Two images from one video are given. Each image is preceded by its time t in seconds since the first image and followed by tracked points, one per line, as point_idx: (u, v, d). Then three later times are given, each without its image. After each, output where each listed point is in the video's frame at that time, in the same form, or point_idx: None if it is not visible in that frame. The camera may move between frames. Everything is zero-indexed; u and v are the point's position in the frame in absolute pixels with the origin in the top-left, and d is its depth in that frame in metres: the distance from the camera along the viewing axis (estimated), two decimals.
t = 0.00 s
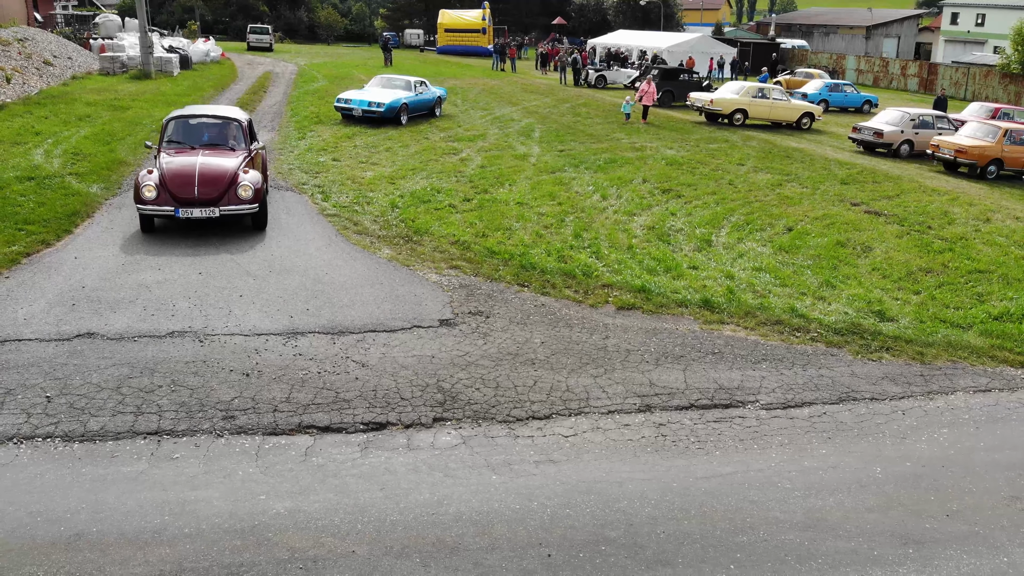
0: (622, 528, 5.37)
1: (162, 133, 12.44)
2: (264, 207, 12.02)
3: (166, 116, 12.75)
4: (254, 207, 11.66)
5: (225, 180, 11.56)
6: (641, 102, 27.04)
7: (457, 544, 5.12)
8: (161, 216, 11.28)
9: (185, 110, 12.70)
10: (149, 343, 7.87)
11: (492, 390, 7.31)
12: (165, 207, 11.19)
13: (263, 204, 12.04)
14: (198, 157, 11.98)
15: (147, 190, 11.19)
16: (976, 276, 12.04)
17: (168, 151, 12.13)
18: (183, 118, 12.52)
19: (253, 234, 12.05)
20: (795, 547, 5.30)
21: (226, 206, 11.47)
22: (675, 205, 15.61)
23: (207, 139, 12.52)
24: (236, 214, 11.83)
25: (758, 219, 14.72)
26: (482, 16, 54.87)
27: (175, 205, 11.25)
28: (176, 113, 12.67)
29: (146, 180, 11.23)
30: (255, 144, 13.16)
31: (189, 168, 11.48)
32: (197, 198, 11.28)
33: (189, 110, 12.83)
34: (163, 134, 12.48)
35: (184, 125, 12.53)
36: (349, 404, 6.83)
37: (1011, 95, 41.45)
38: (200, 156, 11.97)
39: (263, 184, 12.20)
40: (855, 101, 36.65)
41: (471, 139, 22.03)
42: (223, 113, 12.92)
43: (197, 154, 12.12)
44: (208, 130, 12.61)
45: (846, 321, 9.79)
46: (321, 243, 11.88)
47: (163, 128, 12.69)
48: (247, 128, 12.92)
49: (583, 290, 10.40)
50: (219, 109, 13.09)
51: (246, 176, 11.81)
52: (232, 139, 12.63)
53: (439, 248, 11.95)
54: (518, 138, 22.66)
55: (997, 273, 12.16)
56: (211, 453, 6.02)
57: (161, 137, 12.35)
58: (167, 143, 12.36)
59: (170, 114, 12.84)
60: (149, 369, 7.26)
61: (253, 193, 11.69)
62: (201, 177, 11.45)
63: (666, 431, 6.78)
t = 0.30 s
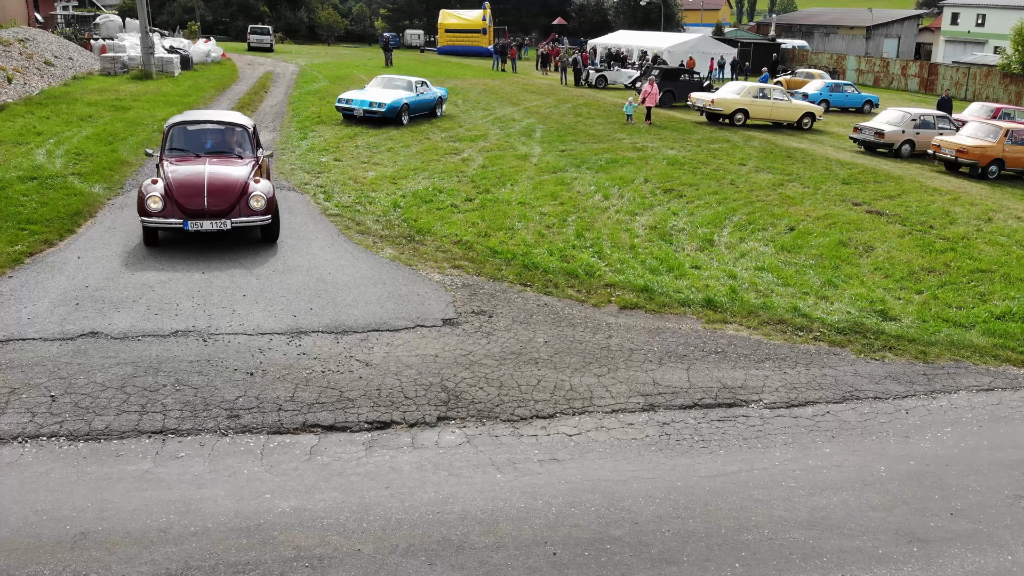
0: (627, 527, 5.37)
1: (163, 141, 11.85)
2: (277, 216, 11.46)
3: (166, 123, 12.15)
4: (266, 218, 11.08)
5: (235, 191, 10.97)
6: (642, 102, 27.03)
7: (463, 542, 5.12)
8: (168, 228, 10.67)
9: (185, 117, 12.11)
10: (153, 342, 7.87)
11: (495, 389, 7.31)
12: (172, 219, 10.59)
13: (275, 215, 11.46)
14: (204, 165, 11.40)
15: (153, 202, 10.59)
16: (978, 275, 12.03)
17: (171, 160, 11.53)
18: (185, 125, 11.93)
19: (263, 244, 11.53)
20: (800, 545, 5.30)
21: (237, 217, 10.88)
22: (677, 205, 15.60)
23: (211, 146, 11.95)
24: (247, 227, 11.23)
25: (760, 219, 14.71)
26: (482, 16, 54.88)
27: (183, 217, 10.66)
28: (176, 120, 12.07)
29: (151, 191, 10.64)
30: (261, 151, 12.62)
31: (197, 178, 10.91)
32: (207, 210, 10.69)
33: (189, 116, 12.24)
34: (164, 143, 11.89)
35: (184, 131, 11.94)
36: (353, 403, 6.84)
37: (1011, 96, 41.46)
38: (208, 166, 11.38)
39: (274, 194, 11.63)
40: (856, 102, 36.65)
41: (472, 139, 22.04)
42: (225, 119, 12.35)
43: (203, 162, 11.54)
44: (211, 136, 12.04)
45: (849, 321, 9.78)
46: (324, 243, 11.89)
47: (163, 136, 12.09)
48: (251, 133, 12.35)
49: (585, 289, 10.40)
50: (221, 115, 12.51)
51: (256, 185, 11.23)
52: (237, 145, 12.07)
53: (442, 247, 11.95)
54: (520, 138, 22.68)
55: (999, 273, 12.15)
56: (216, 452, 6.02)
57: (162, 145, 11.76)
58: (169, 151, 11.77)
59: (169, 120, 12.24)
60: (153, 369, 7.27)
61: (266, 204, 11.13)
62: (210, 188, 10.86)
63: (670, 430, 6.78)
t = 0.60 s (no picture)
0: (628, 526, 5.38)
1: (165, 148, 11.14)
2: (292, 229, 10.83)
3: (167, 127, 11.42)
4: (281, 231, 10.45)
5: (248, 202, 10.33)
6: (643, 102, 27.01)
7: (465, 542, 5.13)
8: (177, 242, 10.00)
9: (188, 122, 11.39)
10: (155, 342, 7.87)
11: (497, 389, 7.31)
12: (182, 232, 9.94)
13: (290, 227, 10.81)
14: (213, 174, 10.74)
15: (160, 214, 9.91)
16: (979, 275, 12.04)
17: (176, 168, 10.83)
18: (188, 132, 11.22)
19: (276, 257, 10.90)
20: (801, 545, 5.30)
21: (251, 230, 10.25)
22: (677, 205, 15.60)
23: (217, 153, 11.27)
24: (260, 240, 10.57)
25: (761, 219, 14.71)
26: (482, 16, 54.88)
27: (193, 230, 9.99)
28: (179, 125, 11.36)
29: (158, 202, 9.96)
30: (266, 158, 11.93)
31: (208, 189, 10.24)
32: (219, 222, 10.05)
33: (192, 121, 11.52)
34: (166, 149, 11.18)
35: (188, 138, 11.19)
36: (355, 403, 6.84)
37: (1011, 95, 41.44)
38: (217, 175, 10.71)
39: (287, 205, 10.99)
40: (856, 102, 36.66)
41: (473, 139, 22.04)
42: (231, 123, 11.65)
43: (211, 170, 10.87)
44: (217, 142, 11.33)
45: (849, 321, 9.79)
46: (325, 243, 11.88)
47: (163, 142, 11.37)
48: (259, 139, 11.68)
49: (586, 289, 10.41)
50: (226, 119, 11.81)
51: (270, 196, 10.59)
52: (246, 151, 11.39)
53: (442, 247, 11.95)
54: (520, 137, 22.67)
55: (999, 273, 12.16)
56: (217, 452, 6.02)
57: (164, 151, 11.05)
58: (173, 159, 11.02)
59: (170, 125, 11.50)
60: (155, 369, 7.27)
61: (281, 215, 10.48)
62: (221, 198, 10.21)
63: (671, 429, 6.79)
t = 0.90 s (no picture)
0: (631, 527, 5.37)
1: (172, 157, 10.56)
2: (311, 242, 10.29)
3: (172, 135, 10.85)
4: (302, 244, 9.90)
5: (267, 214, 9.78)
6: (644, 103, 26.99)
7: (467, 542, 5.12)
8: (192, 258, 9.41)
9: (195, 129, 10.81)
10: (155, 342, 7.86)
11: (498, 389, 7.30)
12: (198, 248, 9.35)
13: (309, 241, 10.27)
14: (226, 185, 10.18)
15: (173, 227, 9.31)
16: (980, 275, 12.02)
17: (185, 179, 10.26)
18: (195, 139, 10.63)
19: (293, 272, 10.30)
20: (803, 545, 5.29)
21: (271, 244, 9.71)
22: (678, 205, 15.58)
23: (226, 162, 10.68)
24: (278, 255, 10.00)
25: (761, 219, 14.70)
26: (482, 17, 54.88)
27: (209, 244, 9.42)
28: (186, 133, 10.78)
29: (171, 215, 9.36)
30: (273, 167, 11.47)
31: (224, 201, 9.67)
32: (237, 236, 9.49)
33: (199, 128, 10.94)
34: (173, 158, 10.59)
35: (196, 146, 10.60)
36: (356, 404, 6.83)
37: (1011, 96, 41.41)
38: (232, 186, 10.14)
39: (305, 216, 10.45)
40: (856, 102, 36.67)
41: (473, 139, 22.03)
42: (240, 131, 11.09)
43: (223, 181, 10.32)
44: (226, 150, 10.76)
45: (851, 321, 9.78)
46: (325, 243, 11.87)
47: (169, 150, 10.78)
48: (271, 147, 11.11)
49: (587, 290, 10.39)
50: (234, 126, 11.23)
51: (289, 208, 10.06)
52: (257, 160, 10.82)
53: (443, 248, 11.94)
54: (520, 138, 22.67)
55: (1001, 273, 12.14)
56: (218, 452, 6.01)
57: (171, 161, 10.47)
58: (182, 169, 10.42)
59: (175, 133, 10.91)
60: (156, 369, 7.26)
61: (301, 228, 9.94)
62: (237, 210, 9.66)
63: (673, 430, 6.78)
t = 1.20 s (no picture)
0: (631, 526, 5.35)
1: (181, 166, 9.99)
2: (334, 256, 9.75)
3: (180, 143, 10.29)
4: (327, 258, 9.35)
5: (290, 227, 9.23)
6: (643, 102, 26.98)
7: (465, 542, 5.10)
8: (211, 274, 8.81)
9: (205, 136, 10.24)
10: (155, 342, 7.84)
11: (498, 389, 7.28)
12: (220, 264, 8.77)
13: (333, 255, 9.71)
14: (244, 195, 9.62)
15: (191, 242, 8.70)
16: (980, 275, 11.99)
17: (198, 189, 9.68)
18: (205, 146, 10.06)
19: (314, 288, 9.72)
20: (803, 545, 5.27)
21: (295, 258, 9.16)
22: (678, 205, 15.55)
23: (240, 170, 10.13)
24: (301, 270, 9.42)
25: (761, 219, 14.67)
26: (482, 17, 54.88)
27: (231, 260, 8.84)
28: (195, 139, 10.22)
29: (188, 228, 8.76)
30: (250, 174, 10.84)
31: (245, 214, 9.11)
32: (260, 249, 8.93)
33: (209, 134, 10.37)
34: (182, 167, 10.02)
35: (207, 154, 10.04)
36: (355, 403, 6.81)
37: (1011, 96, 41.36)
38: (251, 198, 9.57)
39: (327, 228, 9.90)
40: (856, 101, 36.65)
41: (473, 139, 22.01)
42: (252, 136, 10.54)
43: (239, 190, 9.76)
44: (237, 158, 10.20)
45: (851, 320, 9.75)
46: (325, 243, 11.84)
47: (178, 159, 10.19)
48: (284, 152, 10.57)
49: (587, 289, 10.37)
50: (245, 132, 10.68)
51: (312, 219, 9.51)
52: (272, 167, 10.29)
53: (443, 247, 11.91)
54: (520, 137, 22.65)
55: (1001, 273, 12.12)
56: (217, 452, 6.00)
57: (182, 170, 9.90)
58: (194, 179, 9.86)
59: (184, 141, 10.33)
60: (154, 369, 7.24)
61: (326, 241, 9.40)
62: (259, 222, 9.10)
63: (672, 429, 6.76)
